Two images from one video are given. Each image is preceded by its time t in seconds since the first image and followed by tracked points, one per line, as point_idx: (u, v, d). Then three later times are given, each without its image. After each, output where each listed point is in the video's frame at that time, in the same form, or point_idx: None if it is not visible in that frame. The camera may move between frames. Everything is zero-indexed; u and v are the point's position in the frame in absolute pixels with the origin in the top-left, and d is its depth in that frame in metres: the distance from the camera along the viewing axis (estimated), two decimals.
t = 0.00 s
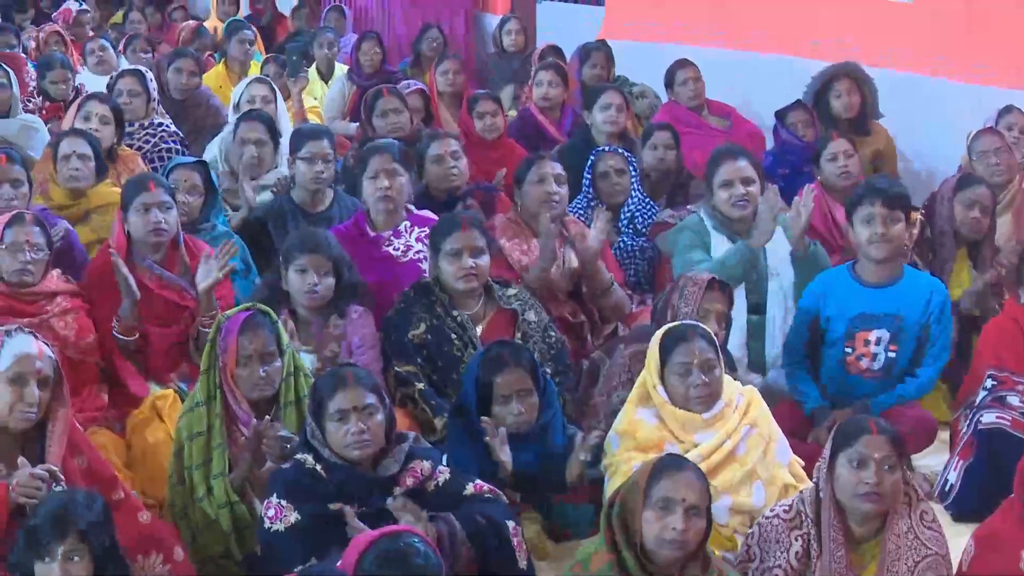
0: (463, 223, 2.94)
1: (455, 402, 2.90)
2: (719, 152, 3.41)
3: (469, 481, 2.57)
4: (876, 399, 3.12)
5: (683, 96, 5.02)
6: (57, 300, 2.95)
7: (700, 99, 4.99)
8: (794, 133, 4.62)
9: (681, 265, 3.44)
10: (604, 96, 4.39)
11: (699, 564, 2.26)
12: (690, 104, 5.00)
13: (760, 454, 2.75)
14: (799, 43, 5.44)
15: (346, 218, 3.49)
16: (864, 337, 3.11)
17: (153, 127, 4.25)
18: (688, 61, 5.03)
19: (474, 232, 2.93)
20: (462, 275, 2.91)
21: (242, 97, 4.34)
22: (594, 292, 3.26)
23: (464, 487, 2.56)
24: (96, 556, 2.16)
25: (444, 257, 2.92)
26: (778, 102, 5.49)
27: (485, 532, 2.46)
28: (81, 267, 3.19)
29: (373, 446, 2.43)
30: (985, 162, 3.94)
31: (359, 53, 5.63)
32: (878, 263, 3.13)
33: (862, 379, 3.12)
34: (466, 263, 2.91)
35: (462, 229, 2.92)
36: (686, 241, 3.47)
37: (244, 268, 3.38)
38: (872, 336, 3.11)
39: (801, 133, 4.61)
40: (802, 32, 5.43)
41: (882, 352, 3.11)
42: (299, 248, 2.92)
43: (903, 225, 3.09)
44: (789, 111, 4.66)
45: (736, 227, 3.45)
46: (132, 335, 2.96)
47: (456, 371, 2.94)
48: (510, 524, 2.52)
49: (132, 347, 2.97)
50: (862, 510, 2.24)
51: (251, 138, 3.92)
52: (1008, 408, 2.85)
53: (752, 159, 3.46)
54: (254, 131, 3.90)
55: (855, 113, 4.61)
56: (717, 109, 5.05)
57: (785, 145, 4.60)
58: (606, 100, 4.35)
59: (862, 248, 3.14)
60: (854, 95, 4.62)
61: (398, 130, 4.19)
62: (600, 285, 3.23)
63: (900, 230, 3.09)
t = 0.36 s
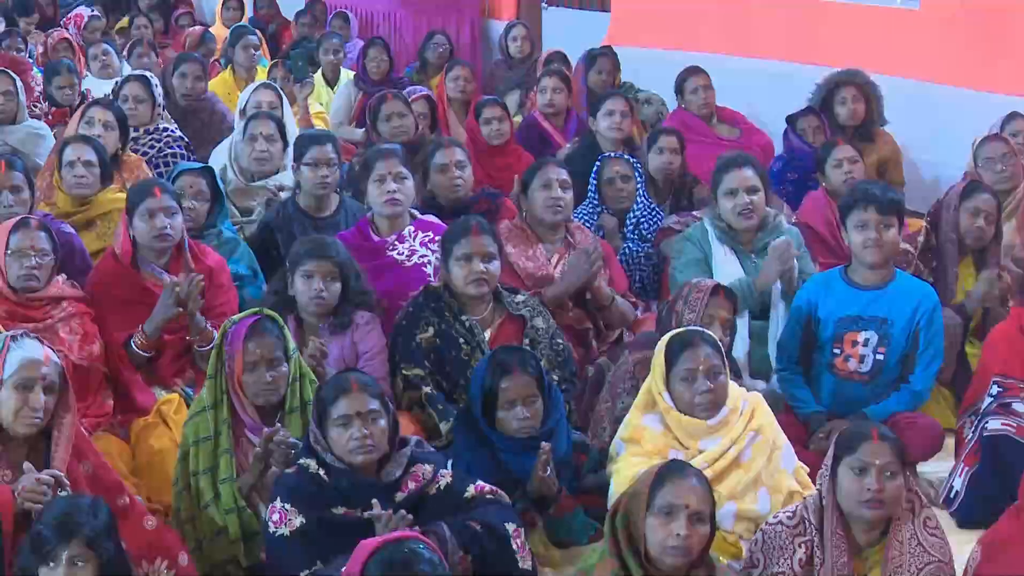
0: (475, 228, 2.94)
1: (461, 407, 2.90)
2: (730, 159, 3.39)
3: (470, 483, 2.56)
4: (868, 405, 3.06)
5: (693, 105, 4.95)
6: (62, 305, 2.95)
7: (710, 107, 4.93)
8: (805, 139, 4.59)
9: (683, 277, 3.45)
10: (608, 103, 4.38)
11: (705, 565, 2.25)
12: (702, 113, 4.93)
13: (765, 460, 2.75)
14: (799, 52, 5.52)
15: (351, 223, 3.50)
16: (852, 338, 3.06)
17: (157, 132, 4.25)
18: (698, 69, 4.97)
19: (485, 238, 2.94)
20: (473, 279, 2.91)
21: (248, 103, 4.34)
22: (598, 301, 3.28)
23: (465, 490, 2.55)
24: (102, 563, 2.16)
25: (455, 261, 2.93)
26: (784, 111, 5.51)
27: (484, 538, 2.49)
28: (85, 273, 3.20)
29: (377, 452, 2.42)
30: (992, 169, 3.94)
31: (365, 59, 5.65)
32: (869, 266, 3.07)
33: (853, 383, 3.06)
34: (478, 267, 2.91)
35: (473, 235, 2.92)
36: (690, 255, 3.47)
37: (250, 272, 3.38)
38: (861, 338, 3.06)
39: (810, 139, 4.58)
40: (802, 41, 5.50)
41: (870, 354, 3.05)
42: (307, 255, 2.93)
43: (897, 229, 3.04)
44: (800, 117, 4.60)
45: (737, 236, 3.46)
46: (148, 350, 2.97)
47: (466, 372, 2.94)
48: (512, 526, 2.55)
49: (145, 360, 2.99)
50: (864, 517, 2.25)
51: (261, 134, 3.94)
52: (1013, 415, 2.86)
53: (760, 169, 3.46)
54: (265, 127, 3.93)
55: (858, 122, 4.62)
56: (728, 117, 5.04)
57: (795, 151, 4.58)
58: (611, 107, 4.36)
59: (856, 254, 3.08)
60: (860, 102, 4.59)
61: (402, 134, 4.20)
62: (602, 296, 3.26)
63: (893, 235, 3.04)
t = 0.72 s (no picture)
0: (491, 234, 2.94)
1: (476, 413, 2.90)
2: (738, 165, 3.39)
3: (485, 490, 2.55)
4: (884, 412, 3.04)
5: (708, 113, 4.96)
6: (78, 311, 2.96)
7: (726, 113, 4.96)
8: (821, 146, 4.55)
9: (694, 285, 3.44)
10: (623, 110, 4.39)
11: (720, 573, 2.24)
12: (715, 121, 4.96)
13: (780, 468, 2.74)
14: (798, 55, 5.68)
15: (366, 229, 3.50)
16: (865, 344, 3.04)
17: (171, 137, 4.25)
18: (713, 76, 4.96)
19: (501, 243, 2.93)
20: (488, 285, 2.91)
21: (263, 108, 4.35)
22: (615, 303, 3.30)
23: (480, 497, 2.53)
24: (116, 566, 2.16)
25: (470, 266, 2.93)
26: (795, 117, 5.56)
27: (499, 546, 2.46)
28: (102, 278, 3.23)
29: (392, 457, 2.41)
30: (1007, 175, 3.93)
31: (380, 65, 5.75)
32: (881, 271, 3.06)
33: (867, 390, 3.04)
34: (494, 273, 2.91)
35: (488, 240, 2.92)
36: (701, 262, 3.47)
37: (263, 278, 3.39)
38: (873, 342, 3.04)
39: (827, 146, 4.54)
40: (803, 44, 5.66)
41: (883, 359, 3.03)
42: (321, 259, 2.92)
43: (908, 234, 3.01)
44: (816, 123, 4.58)
45: (745, 242, 3.45)
46: (164, 345, 2.99)
47: (480, 378, 2.94)
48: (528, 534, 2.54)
49: (163, 355, 3.00)
50: (873, 523, 2.24)
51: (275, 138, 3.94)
52: None
53: (767, 174, 3.45)
54: (279, 132, 3.93)
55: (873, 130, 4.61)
56: (745, 125, 5.04)
57: (811, 158, 4.54)
58: (626, 113, 4.35)
59: (867, 257, 3.06)
60: (874, 109, 4.57)
61: (420, 140, 4.22)
62: (621, 296, 3.28)
63: (904, 239, 3.01)
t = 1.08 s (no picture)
0: (512, 236, 2.94)
1: (500, 414, 2.90)
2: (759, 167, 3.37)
3: (511, 493, 2.55)
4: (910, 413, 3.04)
5: (730, 113, 4.96)
6: (104, 311, 2.98)
7: (748, 114, 4.96)
8: (849, 147, 4.56)
9: (718, 287, 3.43)
10: (649, 111, 4.38)
11: None
12: (737, 121, 4.95)
13: (805, 469, 2.73)
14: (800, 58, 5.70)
15: (391, 229, 3.50)
16: (892, 344, 3.03)
17: (197, 138, 4.26)
18: (733, 77, 4.97)
19: (521, 245, 2.93)
20: (510, 286, 2.92)
21: (289, 110, 4.36)
22: (638, 310, 3.26)
23: (505, 500, 2.54)
24: (142, 566, 2.16)
25: (491, 268, 2.93)
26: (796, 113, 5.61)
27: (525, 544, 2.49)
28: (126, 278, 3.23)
29: (416, 457, 2.41)
30: None
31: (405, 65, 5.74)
32: (909, 272, 3.05)
33: (895, 391, 3.03)
34: (514, 274, 2.91)
35: (509, 242, 2.92)
36: (723, 265, 3.45)
37: (290, 279, 3.39)
38: (900, 343, 3.03)
39: (855, 148, 4.55)
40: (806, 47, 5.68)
41: (910, 360, 3.02)
42: (349, 257, 2.95)
43: (937, 235, 3.01)
44: (844, 124, 4.59)
45: (769, 245, 3.43)
46: (182, 348, 2.97)
47: (503, 380, 2.93)
48: (551, 536, 2.55)
49: (180, 357, 2.99)
50: (894, 526, 2.23)
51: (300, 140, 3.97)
52: None
53: (792, 176, 3.44)
54: (304, 133, 3.96)
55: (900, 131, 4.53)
56: (766, 125, 5.02)
57: (839, 159, 4.56)
58: (651, 114, 4.35)
59: (895, 258, 3.05)
60: (902, 111, 4.52)
61: (451, 142, 4.29)
62: (643, 305, 3.25)
63: (934, 241, 3.00)
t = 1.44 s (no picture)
0: (525, 239, 2.94)
1: (517, 417, 2.90)
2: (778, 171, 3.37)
3: (526, 493, 2.54)
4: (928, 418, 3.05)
5: (749, 115, 4.98)
6: (121, 313, 2.99)
7: (767, 116, 4.97)
8: (869, 149, 4.59)
9: (736, 294, 3.43)
10: (665, 114, 4.39)
11: None
12: (756, 122, 4.97)
13: (822, 473, 2.72)
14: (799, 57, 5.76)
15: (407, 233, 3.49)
16: (911, 349, 3.04)
17: (217, 141, 4.28)
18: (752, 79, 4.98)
19: (535, 247, 2.93)
20: (525, 289, 2.91)
21: (307, 112, 4.37)
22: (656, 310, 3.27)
23: (521, 500, 2.53)
24: (159, 568, 2.16)
25: (507, 271, 2.93)
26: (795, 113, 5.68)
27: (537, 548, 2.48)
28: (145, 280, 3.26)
29: (434, 461, 2.40)
30: None
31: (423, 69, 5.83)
32: (928, 277, 3.04)
33: (912, 396, 3.04)
34: (530, 278, 2.91)
35: (523, 246, 2.92)
36: (741, 272, 3.45)
37: (307, 280, 3.39)
38: (918, 348, 3.03)
39: (875, 149, 4.58)
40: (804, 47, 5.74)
41: (929, 365, 3.03)
42: (365, 260, 2.96)
43: (957, 240, 3.00)
44: (863, 127, 4.61)
45: (787, 248, 3.43)
46: (206, 354, 2.98)
47: (519, 382, 2.94)
48: (567, 537, 2.53)
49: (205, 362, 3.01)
50: (903, 530, 2.22)
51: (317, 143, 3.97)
52: None
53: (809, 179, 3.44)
54: (321, 136, 3.95)
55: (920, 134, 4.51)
56: (785, 128, 5.02)
57: (858, 161, 4.59)
58: (666, 118, 4.36)
59: (913, 263, 3.05)
60: (921, 115, 4.49)
61: (469, 144, 4.37)
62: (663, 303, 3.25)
63: (953, 246, 3.00)
